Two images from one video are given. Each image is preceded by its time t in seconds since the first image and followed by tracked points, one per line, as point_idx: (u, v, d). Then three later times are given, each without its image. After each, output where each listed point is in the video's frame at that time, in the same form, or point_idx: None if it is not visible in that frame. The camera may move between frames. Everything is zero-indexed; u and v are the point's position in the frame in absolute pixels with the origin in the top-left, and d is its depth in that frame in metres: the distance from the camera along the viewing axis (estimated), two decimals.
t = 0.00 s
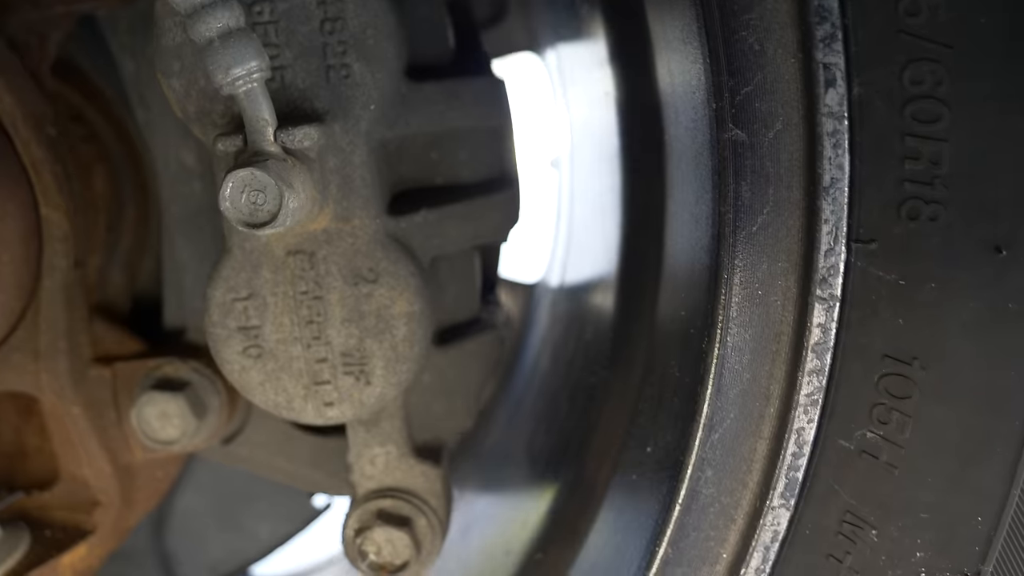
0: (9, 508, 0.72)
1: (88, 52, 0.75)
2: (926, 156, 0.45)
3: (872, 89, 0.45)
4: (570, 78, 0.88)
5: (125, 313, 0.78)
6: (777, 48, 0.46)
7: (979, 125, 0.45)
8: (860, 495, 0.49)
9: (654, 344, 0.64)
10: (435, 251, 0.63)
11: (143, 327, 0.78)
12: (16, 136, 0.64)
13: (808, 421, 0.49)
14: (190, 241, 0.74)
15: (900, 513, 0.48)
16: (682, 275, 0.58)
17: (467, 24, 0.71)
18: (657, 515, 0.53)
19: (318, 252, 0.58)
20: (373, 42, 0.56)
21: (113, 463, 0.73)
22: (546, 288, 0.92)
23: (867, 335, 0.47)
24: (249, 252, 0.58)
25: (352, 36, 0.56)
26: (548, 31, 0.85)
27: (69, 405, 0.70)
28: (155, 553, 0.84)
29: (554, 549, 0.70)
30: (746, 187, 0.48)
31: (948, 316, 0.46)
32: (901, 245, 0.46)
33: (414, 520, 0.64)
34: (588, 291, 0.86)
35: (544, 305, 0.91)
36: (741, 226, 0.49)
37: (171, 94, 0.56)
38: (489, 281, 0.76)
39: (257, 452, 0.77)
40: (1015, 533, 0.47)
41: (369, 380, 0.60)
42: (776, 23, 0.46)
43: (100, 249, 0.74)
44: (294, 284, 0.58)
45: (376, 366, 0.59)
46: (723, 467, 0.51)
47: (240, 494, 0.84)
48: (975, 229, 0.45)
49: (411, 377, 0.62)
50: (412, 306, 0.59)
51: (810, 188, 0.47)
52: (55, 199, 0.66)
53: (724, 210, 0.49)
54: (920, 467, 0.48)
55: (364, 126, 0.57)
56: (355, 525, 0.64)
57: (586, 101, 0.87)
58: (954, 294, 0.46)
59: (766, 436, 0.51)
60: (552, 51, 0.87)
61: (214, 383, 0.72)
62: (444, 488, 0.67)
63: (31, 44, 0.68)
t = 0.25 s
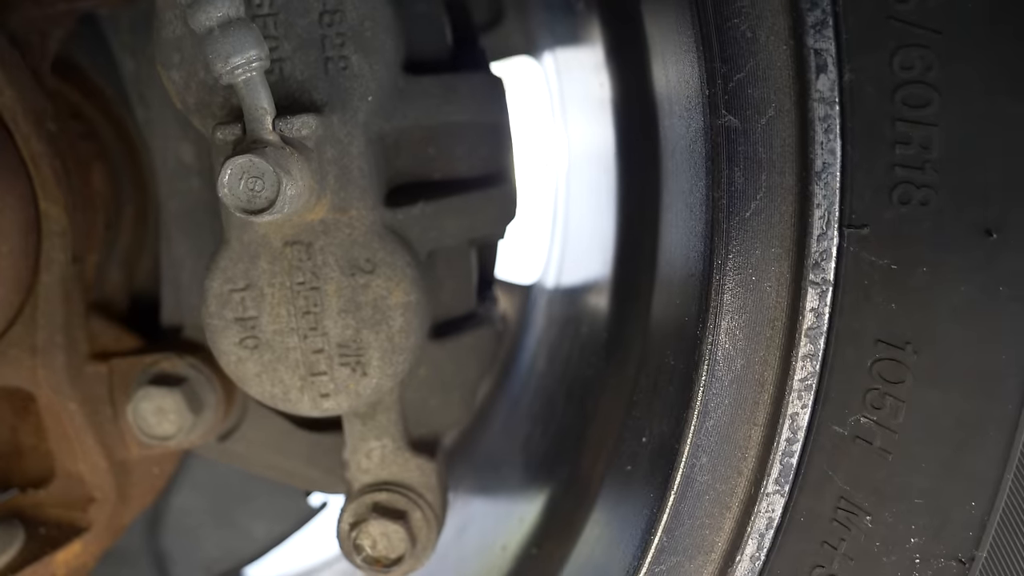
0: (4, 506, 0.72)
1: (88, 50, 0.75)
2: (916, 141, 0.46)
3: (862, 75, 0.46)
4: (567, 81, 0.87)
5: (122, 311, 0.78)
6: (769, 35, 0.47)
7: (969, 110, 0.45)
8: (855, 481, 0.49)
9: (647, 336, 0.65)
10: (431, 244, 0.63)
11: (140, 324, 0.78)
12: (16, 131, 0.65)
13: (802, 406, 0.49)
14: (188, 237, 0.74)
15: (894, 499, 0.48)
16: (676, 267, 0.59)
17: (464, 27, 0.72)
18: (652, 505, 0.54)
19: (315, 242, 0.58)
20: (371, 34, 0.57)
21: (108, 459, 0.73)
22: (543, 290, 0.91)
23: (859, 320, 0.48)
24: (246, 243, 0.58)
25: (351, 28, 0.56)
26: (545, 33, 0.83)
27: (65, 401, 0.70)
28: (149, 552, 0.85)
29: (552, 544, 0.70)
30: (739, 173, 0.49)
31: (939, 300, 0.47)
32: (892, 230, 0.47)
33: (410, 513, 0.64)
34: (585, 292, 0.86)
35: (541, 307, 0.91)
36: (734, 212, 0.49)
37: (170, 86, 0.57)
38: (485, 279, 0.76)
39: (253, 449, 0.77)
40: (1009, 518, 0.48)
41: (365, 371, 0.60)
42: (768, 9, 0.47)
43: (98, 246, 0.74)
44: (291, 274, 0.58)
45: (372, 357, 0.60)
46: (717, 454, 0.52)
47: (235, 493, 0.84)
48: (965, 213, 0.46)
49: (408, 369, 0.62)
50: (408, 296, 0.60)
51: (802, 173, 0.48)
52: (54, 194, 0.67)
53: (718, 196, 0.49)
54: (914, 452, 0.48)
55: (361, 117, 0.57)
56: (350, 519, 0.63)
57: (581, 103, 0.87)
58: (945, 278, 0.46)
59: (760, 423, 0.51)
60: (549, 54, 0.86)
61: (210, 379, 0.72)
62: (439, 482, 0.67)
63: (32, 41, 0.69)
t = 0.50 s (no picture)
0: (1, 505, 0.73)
1: (91, 51, 0.76)
2: (909, 136, 0.46)
3: (855, 70, 0.46)
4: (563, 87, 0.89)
5: (121, 312, 0.78)
6: (762, 32, 0.48)
7: (961, 104, 0.45)
8: (849, 476, 0.49)
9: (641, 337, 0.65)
10: (429, 243, 0.64)
11: (139, 325, 0.79)
12: (19, 130, 0.66)
13: (796, 400, 0.49)
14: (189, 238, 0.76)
15: (888, 493, 0.48)
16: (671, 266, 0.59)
17: (463, 31, 0.73)
18: (648, 500, 0.54)
19: (313, 239, 0.58)
20: (369, 32, 0.58)
21: (106, 459, 0.73)
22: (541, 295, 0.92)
23: (853, 315, 0.48)
24: (245, 240, 0.59)
25: (350, 27, 0.57)
26: (543, 40, 0.86)
27: (64, 399, 0.70)
28: (146, 554, 0.84)
29: (548, 544, 0.71)
30: (732, 168, 0.49)
31: (932, 294, 0.47)
32: (885, 224, 0.47)
33: (406, 512, 0.64)
34: (582, 298, 0.87)
35: (539, 311, 0.91)
36: (728, 207, 0.50)
37: (170, 82, 0.58)
38: (483, 281, 0.77)
39: (251, 450, 0.78)
40: (1003, 514, 0.47)
41: (362, 368, 0.60)
42: (761, 5, 0.47)
43: (99, 247, 0.75)
44: (289, 271, 0.59)
45: (369, 354, 0.60)
46: (712, 448, 0.52)
47: (233, 495, 0.84)
48: (958, 206, 0.46)
49: (405, 367, 0.62)
50: (405, 293, 0.60)
51: (795, 167, 0.48)
52: (54, 193, 0.67)
53: (712, 190, 0.50)
54: (908, 447, 0.48)
55: (359, 115, 0.58)
56: (346, 517, 0.63)
57: (578, 109, 0.88)
58: (939, 272, 0.46)
59: (755, 418, 0.51)
60: (547, 60, 0.88)
61: (208, 378, 0.72)
62: (435, 481, 0.67)
63: (36, 43, 0.70)
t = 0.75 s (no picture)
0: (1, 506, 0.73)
1: (97, 58, 0.77)
2: (903, 138, 0.46)
3: (849, 74, 0.46)
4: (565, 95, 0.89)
5: (122, 317, 0.79)
6: (757, 35, 0.48)
7: (955, 107, 0.46)
8: (845, 479, 0.49)
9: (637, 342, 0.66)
10: (428, 247, 0.64)
11: (140, 329, 0.79)
12: (24, 133, 0.66)
13: (792, 403, 0.49)
14: (190, 242, 0.78)
15: (884, 496, 0.48)
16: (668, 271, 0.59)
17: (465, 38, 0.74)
18: (644, 502, 0.55)
19: (312, 241, 0.59)
20: (369, 37, 0.58)
21: (106, 461, 0.74)
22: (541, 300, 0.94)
23: (849, 317, 0.48)
24: (245, 242, 0.59)
25: (350, 32, 0.58)
26: (546, 50, 0.87)
27: (64, 401, 0.71)
28: (145, 559, 0.84)
29: (545, 549, 0.70)
30: (728, 170, 0.50)
31: (928, 296, 0.47)
32: (881, 227, 0.47)
33: (403, 516, 0.64)
34: (582, 306, 0.87)
35: (539, 319, 0.93)
36: (723, 210, 0.50)
37: (172, 85, 0.58)
38: (483, 286, 0.77)
39: (251, 455, 0.78)
40: (1000, 517, 0.47)
41: (360, 370, 0.60)
42: (756, 9, 0.48)
43: (100, 251, 0.75)
44: (288, 273, 0.59)
45: (367, 357, 0.60)
46: (708, 451, 0.52)
47: (233, 500, 0.84)
48: (953, 208, 0.46)
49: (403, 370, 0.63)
50: (404, 295, 0.60)
51: (791, 170, 0.48)
52: (57, 194, 0.68)
53: (708, 193, 0.50)
54: (904, 450, 0.48)
55: (359, 119, 0.58)
56: (344, 520, 0.63)
57: (578, 119, 0.89)
58: (934, 274, 0.47)
59: (751, 421, 0.51)
60: (547, 71, 0.89)
61: (207, 381, 0.73)
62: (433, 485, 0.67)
63: (41, 49, 0.70)
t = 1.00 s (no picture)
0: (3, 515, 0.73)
1: (99, 71, 0.78)
2: (899, 151, 0.46)
3: (845, 87, 0.47)
4: (562, 110, 0.92)
5: (125, 327, 0.80)
6: (754, 48, 0.48)
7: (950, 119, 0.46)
8: (842, 491, 0.48)
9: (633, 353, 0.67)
10: (427, 258, 0.65)
11: (142, 339, 0.80)
12: (27, 144, 0.67)
13: (789, 414, 0.50)
14: (192, 253, 0.79)
15: (881, 508, 0.48)
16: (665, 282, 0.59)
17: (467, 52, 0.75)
18: (642, 513, 0.55)
19: (312, 252, 0.59)
20: (369, 49, 0.59)
21: (107, 470, 0.74)
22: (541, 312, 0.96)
23: (845, 328, 0.48)
24: (245, 252, 0.59)
25: (350, 44, 0.58)
26: (545, 63, 0.89)
27: (66, 410, 0.71)
28: (145, 568, 0.84)
29: (543, 560, 0.70)
30: (725, 182, 0.50)
31: (924, 308, 0.47)
32: (877, 239, 0.47)
33: (403, 526, 0.64)
34: (581, 317, 0.88)
35: (539, 330, 0.95)
36: (720, 222, 0.50)
37: (174, 97, 0.59)
38: (482, 297, 0.77)
39: (251, 465, 0.78)
40: (997, 530, 0.47)
41: (359, 381, 0.60)
42: (752, 23, 0.48)
43: (103, 261, 0.76)
44: (288, 283, 0.59)
45: (366, 367, 0.60)
46: (705, 462, 0.52)
47: (233, 510, 0.84)
48: (949, 220, 0.46)
49: (402, 380, 0.63)
50: (403, 306, 0.60)
51: (788, 182, 0.48)
52: (60, 205, 0.68)
53: (705, 206, 0.51)
54: (900, 461, 0.48)
55: (359, 131, 0.59)
56: (343, 530, 0.63)
57: (575, 133, 0.91)
58: (930, 286, 0.47)
59: (748, 431, 0.51)
60: (547, 84, 0.91)
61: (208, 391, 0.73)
62: (432, 495, 0.67)
63: (46, 61, 0.71)
